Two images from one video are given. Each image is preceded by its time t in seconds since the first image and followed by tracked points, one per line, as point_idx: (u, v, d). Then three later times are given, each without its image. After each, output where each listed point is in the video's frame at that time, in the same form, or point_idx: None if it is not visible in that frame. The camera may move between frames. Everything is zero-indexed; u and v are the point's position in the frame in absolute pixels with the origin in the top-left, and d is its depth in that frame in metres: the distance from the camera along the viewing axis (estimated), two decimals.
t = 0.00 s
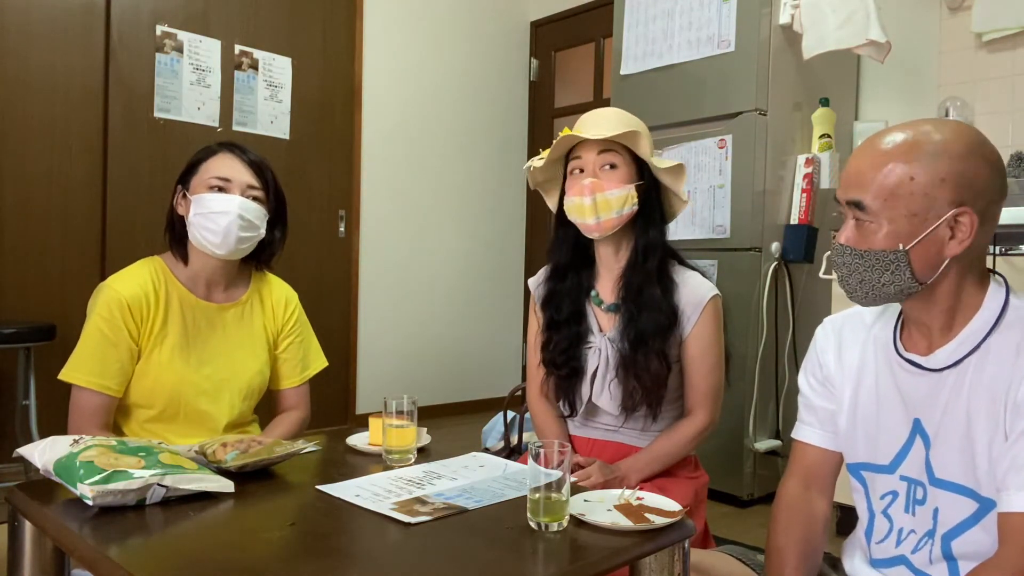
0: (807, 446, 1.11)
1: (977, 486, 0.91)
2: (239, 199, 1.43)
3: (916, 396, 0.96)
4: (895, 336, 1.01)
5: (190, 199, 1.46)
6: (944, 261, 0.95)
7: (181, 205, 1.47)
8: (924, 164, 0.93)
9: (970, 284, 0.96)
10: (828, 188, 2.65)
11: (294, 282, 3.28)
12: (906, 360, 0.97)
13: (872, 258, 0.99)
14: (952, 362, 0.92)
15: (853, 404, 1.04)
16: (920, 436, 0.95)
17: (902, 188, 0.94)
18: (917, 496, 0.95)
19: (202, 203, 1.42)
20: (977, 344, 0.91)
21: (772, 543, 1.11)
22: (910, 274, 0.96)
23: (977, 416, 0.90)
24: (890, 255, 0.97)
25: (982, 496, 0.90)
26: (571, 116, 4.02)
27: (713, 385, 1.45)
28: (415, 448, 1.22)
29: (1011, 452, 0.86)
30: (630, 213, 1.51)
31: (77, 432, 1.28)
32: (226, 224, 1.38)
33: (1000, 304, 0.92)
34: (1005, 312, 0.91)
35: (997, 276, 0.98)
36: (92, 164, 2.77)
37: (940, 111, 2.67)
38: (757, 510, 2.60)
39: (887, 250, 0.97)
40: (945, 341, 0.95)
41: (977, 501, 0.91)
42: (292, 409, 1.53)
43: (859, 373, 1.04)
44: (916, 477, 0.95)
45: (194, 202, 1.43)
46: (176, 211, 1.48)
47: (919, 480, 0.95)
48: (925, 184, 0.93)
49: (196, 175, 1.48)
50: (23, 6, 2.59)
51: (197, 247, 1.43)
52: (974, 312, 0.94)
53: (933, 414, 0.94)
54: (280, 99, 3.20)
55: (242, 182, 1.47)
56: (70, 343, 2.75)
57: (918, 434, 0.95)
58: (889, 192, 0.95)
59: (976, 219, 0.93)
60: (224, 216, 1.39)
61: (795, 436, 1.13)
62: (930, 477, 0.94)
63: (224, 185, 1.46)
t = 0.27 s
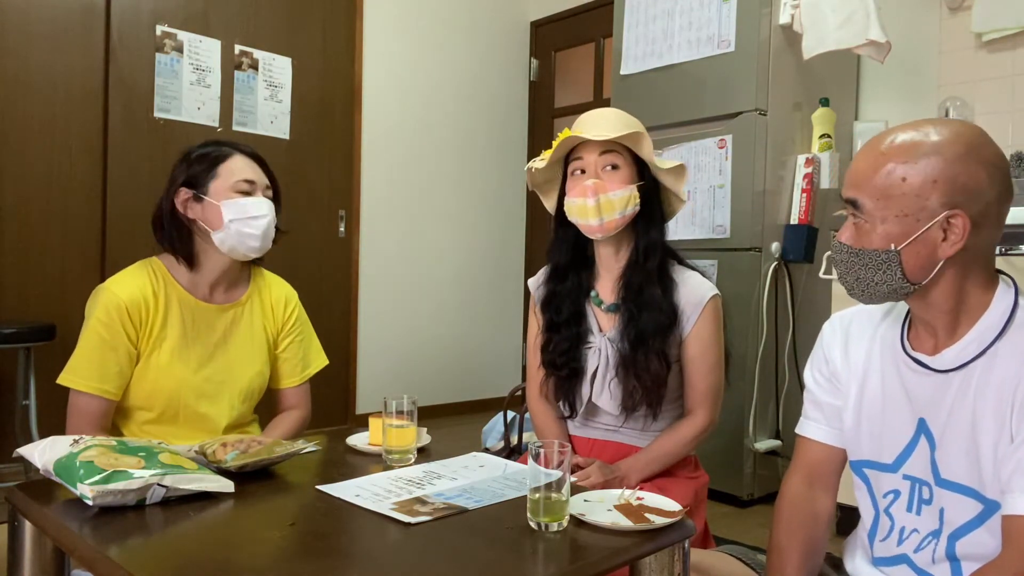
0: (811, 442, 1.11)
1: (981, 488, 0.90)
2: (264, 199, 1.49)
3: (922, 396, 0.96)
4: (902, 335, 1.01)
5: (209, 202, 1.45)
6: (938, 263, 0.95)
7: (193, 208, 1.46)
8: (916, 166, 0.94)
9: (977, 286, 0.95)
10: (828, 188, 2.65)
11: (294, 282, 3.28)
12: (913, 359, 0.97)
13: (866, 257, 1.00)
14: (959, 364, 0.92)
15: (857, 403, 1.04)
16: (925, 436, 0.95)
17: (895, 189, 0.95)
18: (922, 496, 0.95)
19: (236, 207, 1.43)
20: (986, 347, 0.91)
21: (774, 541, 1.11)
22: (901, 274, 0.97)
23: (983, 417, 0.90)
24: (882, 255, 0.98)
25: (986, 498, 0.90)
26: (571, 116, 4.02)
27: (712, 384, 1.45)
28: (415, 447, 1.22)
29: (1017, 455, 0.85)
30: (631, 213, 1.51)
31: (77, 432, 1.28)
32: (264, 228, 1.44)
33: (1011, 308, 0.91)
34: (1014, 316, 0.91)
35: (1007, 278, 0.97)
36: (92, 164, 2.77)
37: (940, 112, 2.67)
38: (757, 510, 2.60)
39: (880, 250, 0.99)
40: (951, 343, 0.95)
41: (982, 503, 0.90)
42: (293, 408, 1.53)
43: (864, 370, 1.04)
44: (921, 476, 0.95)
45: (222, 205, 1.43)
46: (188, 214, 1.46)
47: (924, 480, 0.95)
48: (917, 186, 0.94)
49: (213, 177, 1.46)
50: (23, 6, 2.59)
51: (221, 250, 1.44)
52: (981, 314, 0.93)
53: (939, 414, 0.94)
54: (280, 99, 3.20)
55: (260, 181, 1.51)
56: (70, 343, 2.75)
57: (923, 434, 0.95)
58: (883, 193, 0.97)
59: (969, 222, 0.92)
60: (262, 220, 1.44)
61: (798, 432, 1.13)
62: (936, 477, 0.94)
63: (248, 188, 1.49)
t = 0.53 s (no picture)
0: (813, 440, 1.11)
1: (983, 488, 0.90)
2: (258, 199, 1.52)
3: (924, 395, 0.96)
4: (906, 334, 1.01)
5: (205, 206, 1.45)
6: (942, 261, 0.95)
7: (189, 214, 1.46)
8: (920, 164, 0.94)
9: (982, 287, 0.95)
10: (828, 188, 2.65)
11: (293, 282, 3.28)
12: (917, 359, 0.97)
13: (870, 254, 1.01)
14: (962, 364, 0.92)
15: (860, 401, 1.04)
16: (928, 435, 0.95)
17: (899, 187, 0.96)
18: (923, 495, 0.95)
19: (234, 209, 1.45)
20: (989, 348, 0.91)
21: (775, 539, 1.11)
22: (903, 272, 0.97)
23: (986, 417, 0.90)
24: (885, 253, 0.99)
25: (988, 498, 0.90)
26: (571, 116, 4.02)
27: (712, 384, 1.45)
28: (415, 448, 1.22)
29: (1019, 456, 0.85)
30: (632, 213, 1.51)
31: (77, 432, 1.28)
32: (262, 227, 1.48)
33: (1015, 310, 0.91)
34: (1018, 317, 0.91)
35: (1012, 278, 0.97)
36: (92, 165, 2.77)
37: (940, 112, 2.67)
38: (757, 510, 2.60)
39: (884, 248, 0.99)
40: (955, 342, 0.95)
41: (983, 502, 0.90)
42: (292, 405, 1.54)
43: (867, 369, 1.04)
44: (923, 475, 0.95)
45: (219, 208, 1.45)
46: (183, 219, 1.46)
47: (926, 479, 0.95)
48: (921, 183, 0.94)
49: (206, 181, 1.46)
50: (23, 6, 2.59)
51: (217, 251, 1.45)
52: (984, 315, 0.93)
53: (941, 414, 0.94)
54: (279, 99, 3.20)
55: (252, 180, 1.53)
56: (70, 343, 2.75)
57: (925, 433, 0.95)
58: (887, 191, 0.97)
59: (972, 221, 0.93)
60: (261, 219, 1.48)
61: (801, 430, 1.12)
62: (938, 476, 0.94)
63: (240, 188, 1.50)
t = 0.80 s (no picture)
0: (815, 439, 1.10)
1: (984, 486, 0.90)
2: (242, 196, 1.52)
3: (926, 394, 0.96)
4: (908, 333, 1.01)
5: (190, 205, 1.45)
6: (945, 259, 0.95)
7: (173, 213, 1.45)
8: (924, 162, 0.94)
9: (985, 286, 0.95)
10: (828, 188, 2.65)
11: (294, 282, 3.28)
12: (919, 358, 0.97)
13: (874, 252, 1.01)
14: (963, 363, 0.92)
15: (861, 400, 1.04)
16: (929, 434, 0.95)
17: (902, 185, 0.96)
18: (924, 494, 0.95)
19: (218, 207, 1.45)
20: (991, 347, 0.91)
21: (775, 538, 1.11)
22: (906, 269, 0.98)
23: (987, 416, 0.90)
24: (888, 250, 0.99)
25: (990, 496, 0.90)
26: (571, 116, 4.02)
27: (712, 384, 1.45)
28: (415, 447, 1.22)
29: (1020, 454, 0.85)
30: (632, 212, 1.51)
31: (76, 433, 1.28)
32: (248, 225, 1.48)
33: (1016, 308, 0.91)
34: (1019, 316, 0.90)
35: (1014, 277, 0.97)
36: (92, 165, 2.77)
37: (940, 112, 2.67)
38: (757, 510, 2.60)
39: (887, 245, 0.99)
40: (957, 341, 0.95)
41: (985, 501, 0.90)
42: (288, 401, 1.55)
43: (868, 367, 1.04)
44: (924, 474, 0.95)
45: (203, 207, 1.44)
46: (167, 219, 1.45)
47: (927, 478, 0.95)
48: (925, 181, 0.94)
49: (190, 180, 1.46)
50: (23, 6, 2.59)
51: (201, 249, 1.45)
52: (987, 314, 0.93)
53: (942, 413, 0.94)
54: (280, 99, 3.20)
55: (236, 177, 1.53)
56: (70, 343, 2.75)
57: (927, 432, 0.95)
58: (891, 190, 0.97)
59: (975, 219, 0.93)
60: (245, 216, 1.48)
61: (802, 429, 1.12)
62: (938, 475, 0.94)
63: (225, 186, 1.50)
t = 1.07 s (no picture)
0: (815, 439, 1.10)
1: (984, 485, 0.90)
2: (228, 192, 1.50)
3: (924, 393, 0.96)
4: (908, 332, 1.01)
5: (173, 204, 1.45)
6: (945, 258, 0.95)
7: (157, 212, 1.45)
8: (925, 161, 0.94)
9: (984, 285, 0.95)
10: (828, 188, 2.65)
11: (294, 282, 3.28)
12: (917, 357, 0.98)
13: (873, 251, 1.01)
14: (962, 362, 0.92)
15: (860, 399, 1.04)
16: (928, 433, 0.95)
17: (902, 184, 0.96)
18: (924, 493, 0.95)
19: (200, 202, 1.44)
20: (989, 346, 0.91)
21: (776, 539, 1.11)
22: (906, 268, 0.98)
23: (986, 415, 0.90)
24: (888, 249, 0.99)
25: (989, 495, 0.90)
26: (570, 116, 4.02)
27: (713, 384, 1.45)
28: (415, 447, 1.22)
29: (1019, 452, 0.85)
30: (633, 212, 1.51)
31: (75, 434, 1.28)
32: (234, 221, 1.45)
33: (1015, 307, 0.91)
34: (1018, 315, 0.91)
35: (1012, 276, 0.97)
36: (92, 165, 2.77)
37: (940, 111, 2.67)
38: (757, 510, 2.60)
39: (887, 244, 0.99)
40: (956, 340, 0.95)
41: (984, 500, 0.90)
42: (285, 399, 1.55)
43: (867, 367, 1.04)
44: (923, 473, 0.95)
45: (184, 204, 1.43)
46: (153, 219, 1.45)
47: (926, 477, 0.95)
48: (924, 179, 0.94)
49: (173, 178, 1.46)
50: (23, 6, 2.59)
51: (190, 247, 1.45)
52: (986, 313, 0.93)
53: (941, 412, 0.94)
54: (279, 99, 3.20)
55: (221, 174, 1.52)
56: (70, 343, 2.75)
57: (926, 431, 0.95)
58: (891, 188, 0.97)
59: (975, 217, 0.93)
60: (229, 211, 1.45)
61: (802, 429, 1.12)
62: (938, 473, 0.94)
63: (210, 182, 1.49)
